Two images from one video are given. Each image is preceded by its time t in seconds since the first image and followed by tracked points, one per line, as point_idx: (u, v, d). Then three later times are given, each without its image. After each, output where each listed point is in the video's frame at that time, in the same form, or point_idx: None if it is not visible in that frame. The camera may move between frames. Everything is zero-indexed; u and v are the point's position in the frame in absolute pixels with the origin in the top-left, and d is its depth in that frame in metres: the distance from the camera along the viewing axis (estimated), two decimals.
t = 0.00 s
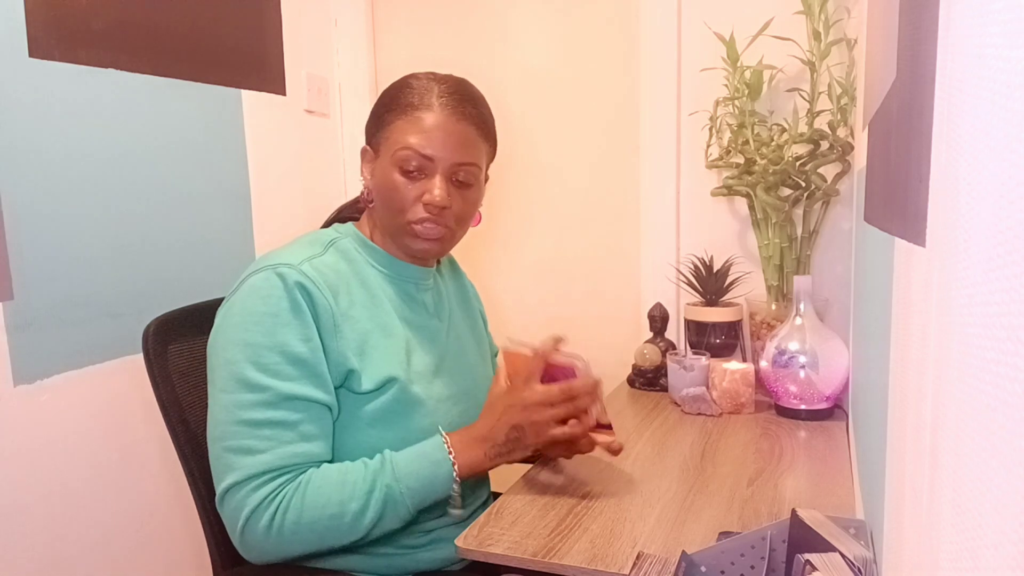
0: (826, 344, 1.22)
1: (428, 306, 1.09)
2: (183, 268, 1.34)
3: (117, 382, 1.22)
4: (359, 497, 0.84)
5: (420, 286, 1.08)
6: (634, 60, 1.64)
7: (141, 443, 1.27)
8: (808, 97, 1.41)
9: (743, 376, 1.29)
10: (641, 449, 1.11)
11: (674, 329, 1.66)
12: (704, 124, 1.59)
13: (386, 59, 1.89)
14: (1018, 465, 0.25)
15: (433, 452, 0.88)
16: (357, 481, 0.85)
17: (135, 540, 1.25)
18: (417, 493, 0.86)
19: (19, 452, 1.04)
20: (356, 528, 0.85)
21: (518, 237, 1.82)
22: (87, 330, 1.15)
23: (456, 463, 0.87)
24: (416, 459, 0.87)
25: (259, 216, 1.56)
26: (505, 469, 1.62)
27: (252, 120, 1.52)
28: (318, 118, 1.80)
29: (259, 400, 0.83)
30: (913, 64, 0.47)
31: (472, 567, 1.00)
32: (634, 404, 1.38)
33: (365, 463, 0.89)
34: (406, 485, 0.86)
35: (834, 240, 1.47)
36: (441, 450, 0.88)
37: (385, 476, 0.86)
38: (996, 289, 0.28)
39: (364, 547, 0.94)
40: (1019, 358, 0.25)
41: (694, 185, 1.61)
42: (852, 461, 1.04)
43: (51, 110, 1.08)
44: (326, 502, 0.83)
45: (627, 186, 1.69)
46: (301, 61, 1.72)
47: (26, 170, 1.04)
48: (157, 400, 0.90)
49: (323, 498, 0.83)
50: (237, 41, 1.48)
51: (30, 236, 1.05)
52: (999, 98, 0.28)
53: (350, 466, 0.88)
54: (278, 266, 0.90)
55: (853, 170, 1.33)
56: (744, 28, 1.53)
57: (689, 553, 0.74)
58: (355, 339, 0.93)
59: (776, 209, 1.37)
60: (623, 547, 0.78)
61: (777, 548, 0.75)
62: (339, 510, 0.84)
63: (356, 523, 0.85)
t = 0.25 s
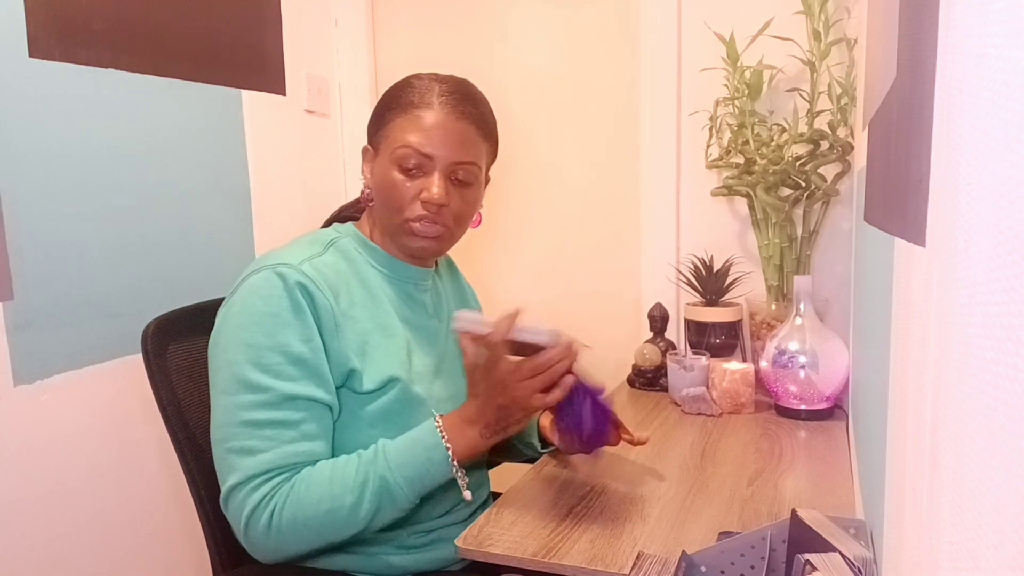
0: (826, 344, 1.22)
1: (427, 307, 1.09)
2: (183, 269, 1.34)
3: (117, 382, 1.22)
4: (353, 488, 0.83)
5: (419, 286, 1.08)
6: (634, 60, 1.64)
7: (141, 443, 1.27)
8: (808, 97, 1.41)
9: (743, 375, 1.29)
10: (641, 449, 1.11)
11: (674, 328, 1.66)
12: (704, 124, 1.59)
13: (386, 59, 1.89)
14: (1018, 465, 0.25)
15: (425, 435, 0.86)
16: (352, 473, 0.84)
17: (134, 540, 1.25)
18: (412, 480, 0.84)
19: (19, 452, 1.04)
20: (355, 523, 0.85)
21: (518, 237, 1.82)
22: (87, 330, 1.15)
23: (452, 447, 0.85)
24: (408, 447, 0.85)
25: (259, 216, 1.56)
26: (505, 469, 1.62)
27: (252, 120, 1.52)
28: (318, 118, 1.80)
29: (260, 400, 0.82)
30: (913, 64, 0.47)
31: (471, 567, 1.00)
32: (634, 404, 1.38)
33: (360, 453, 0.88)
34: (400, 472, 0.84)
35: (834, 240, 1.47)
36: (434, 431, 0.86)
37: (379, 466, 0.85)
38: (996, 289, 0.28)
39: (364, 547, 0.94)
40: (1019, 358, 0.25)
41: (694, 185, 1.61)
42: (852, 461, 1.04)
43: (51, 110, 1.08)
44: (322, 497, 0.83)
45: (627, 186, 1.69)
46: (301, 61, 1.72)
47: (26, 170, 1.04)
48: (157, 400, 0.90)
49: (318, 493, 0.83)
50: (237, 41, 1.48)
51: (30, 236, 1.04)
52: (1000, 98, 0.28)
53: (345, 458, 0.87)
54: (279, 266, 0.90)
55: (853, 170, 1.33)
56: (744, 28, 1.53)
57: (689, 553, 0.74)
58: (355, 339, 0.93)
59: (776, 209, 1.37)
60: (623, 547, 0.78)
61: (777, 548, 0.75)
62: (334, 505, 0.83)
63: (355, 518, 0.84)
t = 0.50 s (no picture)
0: (826, 344, 1.22)
1: (427, 307, 1.09)
2: (183, 269, 1.34)
3: (117, 382, 1.22)
4: (371, 488, 0.85)
5: (419, 287, 1.07)
6: (634, 60, 1.64)
7: (141, 443, 1.27)
8: (808, 97, 1.41)
9: (743, 376, 1.29)
10: (641, 449, 1.11)
11: (674, 328, 1.66)
12: (704, 124, 1.59)
13: (386, 60, 1.89)
14: (1018, 465, 0.25)
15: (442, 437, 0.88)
16: (373, 474, 0.86)
17: (134, 540, 1.25)
18: (430, 481, 0.86)
19: (19, 452, 1.04)
20: (369, 523, 0.85)
21: (518, 237, 1.82)
22: (87, 330, 1.15)
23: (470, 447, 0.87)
24: (427, 447, 0.87)
25: (259, 216, 1.56)
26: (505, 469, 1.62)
27: (252, 120, 1.52)
28: (318, 118, 1.80)
29: (272, 398, 0.83)
30: (913, 64, 0.47)
31: (472, 567, 1.00)
32: (634, 404, 1.38)
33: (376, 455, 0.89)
34: (418, 473, 0.85)
35: (834, 240, 1.47)
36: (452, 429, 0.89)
37: (396, 466, 0.86)
38: (996, 289, 0.28)
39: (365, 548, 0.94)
40: (1019, 359, 0.25)
41: (694, 185, 1.61)
42: (852, 461, 1.04)
43: (51, 110, 1.08)
44: (339, 497, 0.84)
45: (627, 186, 1.69)
46: (301, 60, 1.72)
47: (26, 170, 1.04)
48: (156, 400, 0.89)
49: (335, 493, 0.83)
50: (237, 40, 1.48)
51: (30, 236, 1.04)
52: (999, 99, 0.28)
53: (361, 458, 0.88)
54: (283, 266, 0.90)
55: (853, 170, 1.33)
56: (744, 28, 1.53)
57: (689, 553, 0.74)
58: (360, 338, 0.93)
59: (776, 209, 1.37)
60: (623, 547, 0.78)
61: (777, 548, 0.75)
62: (351, 501, 0.84)
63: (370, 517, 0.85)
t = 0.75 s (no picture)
0: (826, 344, 1.22)
1: (428, 306, 1.09)
2: (183, 269, 1.34)
3: (117, 382, 1.22)
4: (386, 484, 0.85)
5: (419, 286, 1.07)
6: (634, 59, 1.64)
7: (141, 443, 1.27)
8: (808, 97, 1.41)
9: (743, 375, 1.29)
10: (642, 449, 1.11)
11: (674, 328, 1.66)
12: (704, 124, 1.59)
13: (386, 60, 1.89)
14: (1018, 465, 0.25)
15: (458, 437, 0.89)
16: (386, 467, 0.86)
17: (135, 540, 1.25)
18: (445, 482, 0.86)
19: (19, 452, 1.04)
20: (383, 518, 0.85)
21: (518, 236, 1.82)
22: (87, 330, 1.15)
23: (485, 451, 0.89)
24: (441, 443, 0.89)
25: (259, 216, 1.56)
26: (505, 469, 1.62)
27: (252, 120, 1.52)
28: (318, 118, 1.80)
29: (277, 388, 0.83)
30: (913, 63, 0.47)
31: (472, 568, 1.00)
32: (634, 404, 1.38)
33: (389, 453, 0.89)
34: (434, 471, 0.86)
35: (834, 240, 1.47)
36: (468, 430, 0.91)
37: (412, 463, 0.87)
38: (995, 289, 0.28)
39: (364, 548, 0.94)
40: (1019, 359, 0.25)
41: (694, 185, 1.61)
42: (852, 462, 1.04)
43: (51, 110, 1.08)
44: (351, 490, 0.84)
45: (627, 186, 1.69)
46: (301, 60, 1.72)
47: (26, 171, 1.04)
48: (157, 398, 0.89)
49: (349, 486, 0.84)
50: (237, 40, 1.48)
51: (30, 236, 1.04)
52: (1000, 98, 0.28)
53: (376, 456, 0.88)
54: (282, 262, 0.90)
55: (853, 170, 1.33)
56: (744, 28, 1.53)
57: (689, 553, 0.74)
58: (361, 334, 0.94)
59: (776, 209, 1.37)
60: (623, 547, 0.78)
61: (777, 548, 0.75)
62: (365, 496, 0.84)
63: (384, 510, 0.85)
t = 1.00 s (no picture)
0: (826, 344, 1.22)
1: (430, 306, 1.09)
2: (183, 269, 1.34)
3: (117, 382, 1.22)
4: (405, 479, 0.85)
5: (422, 286, 1.07)
6: (634, 59, 1.64)
7: (142, 443, 1.27)
8: (808, 97, 1.41)
9: (743, 375, 1.30)
10: (642, 450, 1.11)
11: (674, 328, 1.66)
12: (704, 123, 1.59)
13: (387, 60, 1.89)
14: (1018, 465, 0.25)
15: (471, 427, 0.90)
16: (402, 462, 0.86)
17: (135, 540, 1.25)
18: (461, 473, 0.87)
19: (19, 451, 1.04)
20: (402, 514, 0.85)
21: (518, 236, 1.82)
22: (87, 330, 1.15)
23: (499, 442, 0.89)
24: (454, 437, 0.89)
25: (259, 216, 1.56)
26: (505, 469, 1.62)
27: (252, 120, 1.52)
28: (318, 118, 1.80)
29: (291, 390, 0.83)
30: (913, 65, 0.47)
31: (473, 567, 1.00)
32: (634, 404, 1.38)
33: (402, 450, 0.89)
34: (450, 464, 0.86)
35: (834, 240, 1.47)
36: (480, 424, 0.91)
37: (428, 457, 0.87)
38: (995, 288, 0.28)
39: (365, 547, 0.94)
40: (1019, 359, 0.25)
41: (695, 185, 1.61)
42: (852, 462, 1.04)
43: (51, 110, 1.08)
44: (370, 487, 0.84)
45: (627, 186, 1.69)
46: (301, 60, 1.72)
47: (25, 171, 1.04)
48: (158, 397, 0.89)
49: (368, 483, 0.84)
50: (237, 40, 1.48)
51: (30, 236, 1.04)
52: (999, 98, 0.28)
53: (391, 452, 0.88)
54: (287, 263, 0.90)
55: (853, 170, 1.33)
56: (744, 28, 1.53)
57: (689, 553, 0.74)
58: (367, 334, 0.94)
59: (776, 209, 1.37)
60: (623, 547, 0.78)
61: (777, 548, 0.75)
62: (385, 493, 0.84)
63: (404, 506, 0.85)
